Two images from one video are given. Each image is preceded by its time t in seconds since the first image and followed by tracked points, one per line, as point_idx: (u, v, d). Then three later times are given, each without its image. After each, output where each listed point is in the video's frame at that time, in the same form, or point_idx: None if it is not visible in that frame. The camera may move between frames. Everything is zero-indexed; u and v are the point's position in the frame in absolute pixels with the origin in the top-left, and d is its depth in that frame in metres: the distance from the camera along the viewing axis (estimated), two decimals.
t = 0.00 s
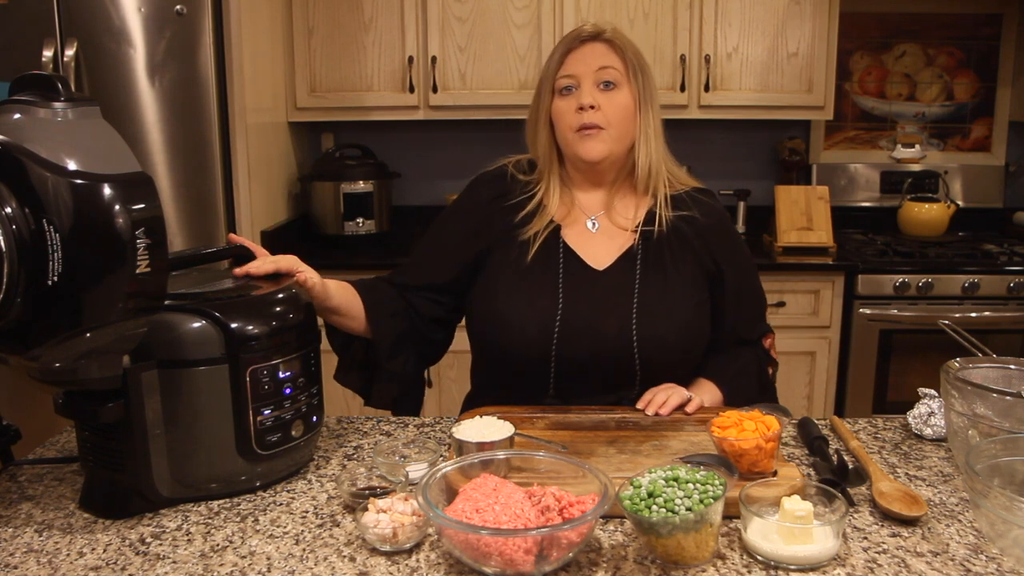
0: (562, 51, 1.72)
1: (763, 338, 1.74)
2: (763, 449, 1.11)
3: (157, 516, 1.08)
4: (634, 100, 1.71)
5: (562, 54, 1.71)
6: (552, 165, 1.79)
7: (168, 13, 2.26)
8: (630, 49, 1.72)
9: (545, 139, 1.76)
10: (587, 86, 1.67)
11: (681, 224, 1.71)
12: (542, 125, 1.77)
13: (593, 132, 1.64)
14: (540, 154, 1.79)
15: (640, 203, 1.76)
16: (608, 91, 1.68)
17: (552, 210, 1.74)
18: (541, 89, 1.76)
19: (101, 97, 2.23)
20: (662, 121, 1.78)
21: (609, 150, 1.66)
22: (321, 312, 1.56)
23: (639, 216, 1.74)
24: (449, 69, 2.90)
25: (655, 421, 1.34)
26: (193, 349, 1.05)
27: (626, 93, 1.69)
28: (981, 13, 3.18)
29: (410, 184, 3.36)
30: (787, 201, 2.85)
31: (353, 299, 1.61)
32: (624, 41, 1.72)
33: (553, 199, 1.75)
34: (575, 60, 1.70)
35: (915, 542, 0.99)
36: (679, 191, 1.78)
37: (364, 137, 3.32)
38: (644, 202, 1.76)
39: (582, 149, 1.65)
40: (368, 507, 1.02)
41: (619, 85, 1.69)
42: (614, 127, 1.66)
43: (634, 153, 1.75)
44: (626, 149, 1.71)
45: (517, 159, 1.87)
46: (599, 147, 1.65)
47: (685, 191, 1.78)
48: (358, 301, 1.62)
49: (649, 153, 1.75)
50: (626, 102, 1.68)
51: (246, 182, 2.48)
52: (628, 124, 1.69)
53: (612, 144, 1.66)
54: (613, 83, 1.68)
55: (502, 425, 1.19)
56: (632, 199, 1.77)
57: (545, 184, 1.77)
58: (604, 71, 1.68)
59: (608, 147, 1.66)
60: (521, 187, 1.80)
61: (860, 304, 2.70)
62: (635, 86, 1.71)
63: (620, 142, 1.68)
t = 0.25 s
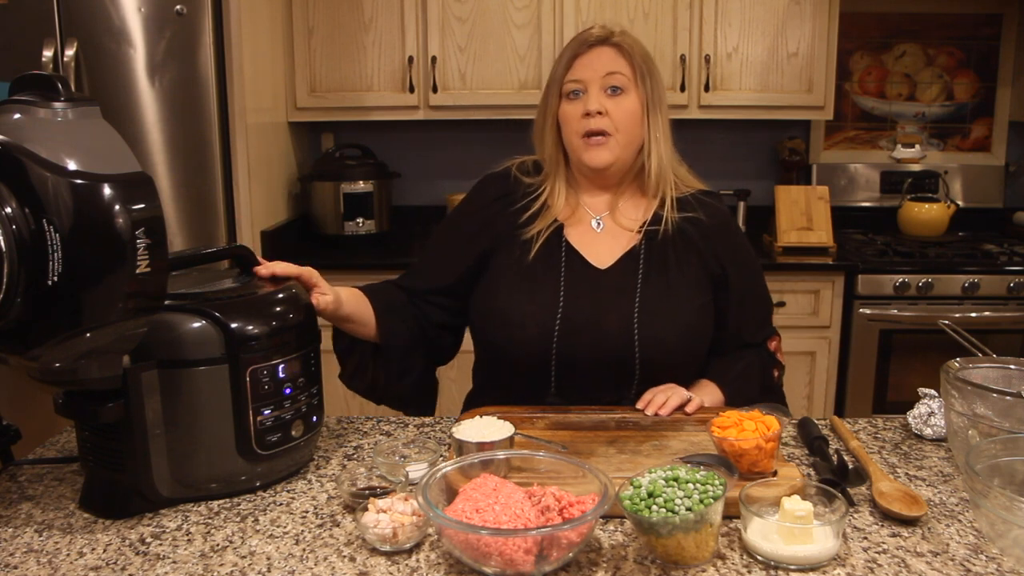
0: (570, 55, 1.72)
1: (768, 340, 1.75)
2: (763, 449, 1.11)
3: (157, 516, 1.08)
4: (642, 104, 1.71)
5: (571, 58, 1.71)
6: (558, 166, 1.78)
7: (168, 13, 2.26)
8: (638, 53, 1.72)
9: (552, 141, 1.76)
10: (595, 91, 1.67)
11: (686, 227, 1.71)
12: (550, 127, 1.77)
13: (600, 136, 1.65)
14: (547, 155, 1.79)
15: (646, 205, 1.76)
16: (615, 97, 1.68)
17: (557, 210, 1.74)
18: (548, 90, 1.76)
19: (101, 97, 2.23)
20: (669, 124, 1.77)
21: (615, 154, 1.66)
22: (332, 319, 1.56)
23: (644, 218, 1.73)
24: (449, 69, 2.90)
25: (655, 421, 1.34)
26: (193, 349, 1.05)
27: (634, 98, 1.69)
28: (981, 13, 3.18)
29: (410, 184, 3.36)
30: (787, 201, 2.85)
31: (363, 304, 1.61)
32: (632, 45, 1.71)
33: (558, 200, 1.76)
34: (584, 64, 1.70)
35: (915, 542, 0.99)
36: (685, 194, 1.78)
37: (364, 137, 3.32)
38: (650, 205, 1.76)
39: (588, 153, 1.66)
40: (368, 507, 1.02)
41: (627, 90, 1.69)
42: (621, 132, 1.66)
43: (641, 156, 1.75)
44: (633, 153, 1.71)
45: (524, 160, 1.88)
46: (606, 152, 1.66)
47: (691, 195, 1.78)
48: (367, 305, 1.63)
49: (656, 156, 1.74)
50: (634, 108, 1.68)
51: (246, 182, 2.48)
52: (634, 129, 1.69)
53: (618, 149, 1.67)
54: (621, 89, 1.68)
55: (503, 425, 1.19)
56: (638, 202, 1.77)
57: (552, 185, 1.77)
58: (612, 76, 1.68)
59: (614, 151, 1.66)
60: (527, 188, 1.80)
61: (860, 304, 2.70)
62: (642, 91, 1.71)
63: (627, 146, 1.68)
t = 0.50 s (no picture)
0: (568, 64, 1.67)
1: (772, 341, 1.76)
2: (763, 449, 1.11)
3: (157, 516, 1.08)
4: (641, 114, 1.69)
5: (569, 68, 1.67)
6: (557, 169, 1.77)
7: (168, 13, 2.26)
8: (637, 61, 1.68)
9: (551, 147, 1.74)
10: (594, 107, 1.65)
11: (683, 231, 1.70)
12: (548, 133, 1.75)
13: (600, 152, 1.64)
14: (545, 158, 1.77)
15: (644, 208, 1.76)
16: (614, 111, 1.65)
17: (555, 214, 1.73)
18: (546, 97, 1.73)
19: (100, 97, 2.23)
20: (668, 128, 1.75)
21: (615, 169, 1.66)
22: (332, 322, 1.56)
23: (641, 222, 1.73)
24: (449, 69, 2.90)
25: (655, 421, 1.34)
26: (193, 349, 1.05)
27: (633, 111, 1.67)
28: (981, 13, 3.18)
29: (410, 184, 3.36)
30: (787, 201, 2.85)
31: (365, 308, 1.61)
32: (631, 54, 1.67)
33: (556, 204, 1.75)
34: (582, 76, 1.66)
35: (915, 542, 0.99)
36: (683, 197, 1.77)
37: (364, 137, 3.32)
38: (647, 209, 1.75)
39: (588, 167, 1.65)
40: (368, 507, 1.02)
41: (626, 103, 1.66)
42: (621, 147, 1.65)
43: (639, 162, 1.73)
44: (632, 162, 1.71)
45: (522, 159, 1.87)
46: (605, 166, 1.65)
47: (689, 198, 1.77)
48: (368, 309, 1.63)
49: (656, 163, 1.74)
50: (633, 121, 1.66)
51: (246, 182, 2.48)
52: (634, 140, 1.67)
53: (618, 163, 1.66)
54: (621, 102, 1.65)
55: (502, 425, 1.19)
56: (636, 205, 1.77)
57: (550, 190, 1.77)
58: (611, 89, 1.65)
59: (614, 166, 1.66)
60: (525, 189, 1.80)
61: (860, 304, 2.70)
62: (642, 100, 1.68)
63: (627, 159, 1.68)
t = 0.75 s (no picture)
0: (564, 70, 1.67)
1: (772, 343, 1.76)
2: (763, 449, 1.11)
3: (157, 516, 1.08)
4: (639, 117, 1.69)
5: (566, 74, 1.67)
6: (557, 173, 1.77)
7: (168, 13, 2.26)
8: (634, 65, 1.67)
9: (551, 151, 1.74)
10: (592, 113, 1.65)
11: (686, 232, 1.70)
12: (547, 137, 1.75)
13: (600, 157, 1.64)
14: (546, 162, 1.77)
15: (645, 210, 1.76)
16: (613, 116, 1.65)
17: (558, 217, 1.73)
18: (544, 102, 1.73)
19: (100, 97, 2.23)
20: (667, 130, 1.75)
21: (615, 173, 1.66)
22: (332, 322, 1.56)
23: (643, 224, 1.73)
24: (449, 69, 2.90)
25: (655, 421, 1.34)
26: (193, 349, 1.05)
27: (632, 115, 1.67)
28: (981, 13, 3.18)
29: (410, 184, 3.36)
30: (787, 201, 2.85)
31: (364, 308, 1.61)
32: (627, 58, 1.67)
33: (558, 207, 1.75)
34: (579, 81, 1.66)
35: (915, 542, 0.99)
36: (684, 198, 1.77)
37: (364, 137, 3.32)
38: (649, 211, 1.75)
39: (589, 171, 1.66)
40: (368, 507, 1.02)
41: (624, 108, 1.66)
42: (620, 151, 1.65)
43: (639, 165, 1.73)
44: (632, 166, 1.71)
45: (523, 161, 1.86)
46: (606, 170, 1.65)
47: (690, 199, 1.77)
48: (367, 309, 1.63)
49: (656, 165, 1.73)
50: (632, 125, 1.66)
51: (246, 181, 2.48)
52: (633, 144, 1.67)
53: (618, 168, 1.67)
54: (618, 106, 1.65)
55: (502, 425, 1.19)
56: (638, 207, 1.77)
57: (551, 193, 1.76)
58: (608, 95, 1.65)
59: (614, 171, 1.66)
60: (527, 191, 1.79)
61: (860, 304, 2.70)
62: (639, 104, 1.68)
63: (627, 163, 1.68)
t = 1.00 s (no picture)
0: (567, 70, 1.67)
1: (771, 344, 1.76)
2: (763, 449, 1.11)
3: (157, 516, 1.08)
4: (641, 119, 1.69)
5: (568, 75, 1.67)
6: (558, 174, 1.77)
7: (168, 13, 2.26)
8: (636, 67, 1.67)
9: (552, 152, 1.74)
10: (594, 114, 1.65)
11: (686, 234, 1.70)
12: (548, 138, 1.75)
13: (602, 159, 1.64)
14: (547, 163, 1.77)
15: (645, 212, 1.76)
16: (615, 117, 1.65)
17: (558, 219, 1.73)
18: (546, 103, 1.73)
19: (100, 97, 2.23)
20: (669, 132, 1.75)
21: (617, 175, 1.66)
22: (333, 322, 1.57)
23: (643, 226, 1.73)
24: (449, 69, 2.90)
25: (655, 421, 1.34)
26: (194, 349, 1.05)
27: (634, 116, 1.67)
28: (981, 13, 3.18)
29: (410, 184, 3.36)
30: (788, 201, 2.85)
31: (363, 308, 1.61)
32: (629, 59, 1.67)
33: (559, 208, 1.75)
34: (581, 82, 1.66)
35: (915, 542, 0.99)
36: (685, 201, 1.77)
37: (364, 137, 3.32)
38: (649, 213, 1.75)
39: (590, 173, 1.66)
40: (368, 507, 1.02)
41: (626, 109, 1.66)
42: (622, 153, 1.65)
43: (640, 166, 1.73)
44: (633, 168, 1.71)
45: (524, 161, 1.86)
46: (607, 172, 1.65)
47: (691, 202, 1.77)
48: (366, 308, 1.62)
49: (657, 167, 1.73)
50: (634, 126, 1.67)
51: (246, 181, 2.48)
52: (635, 146, 1.68)
53: (620, 169, 1.66)
54: (621, 108, 1.65)
55: (502, 425, 1.19)
56: (638, 208, 1.77)
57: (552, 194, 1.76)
58: (611, 96, 1.65)
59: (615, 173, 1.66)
60: (527, 193, 1.79)
61: (860, 304, 2.70)
62: (642, 105, 1.68)
63: (628, 164, 1.68)
